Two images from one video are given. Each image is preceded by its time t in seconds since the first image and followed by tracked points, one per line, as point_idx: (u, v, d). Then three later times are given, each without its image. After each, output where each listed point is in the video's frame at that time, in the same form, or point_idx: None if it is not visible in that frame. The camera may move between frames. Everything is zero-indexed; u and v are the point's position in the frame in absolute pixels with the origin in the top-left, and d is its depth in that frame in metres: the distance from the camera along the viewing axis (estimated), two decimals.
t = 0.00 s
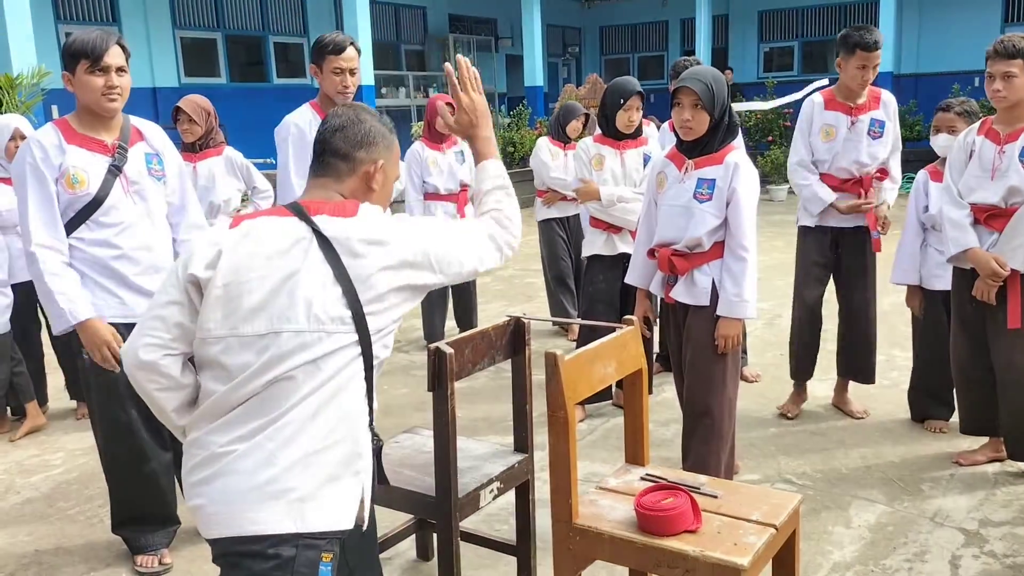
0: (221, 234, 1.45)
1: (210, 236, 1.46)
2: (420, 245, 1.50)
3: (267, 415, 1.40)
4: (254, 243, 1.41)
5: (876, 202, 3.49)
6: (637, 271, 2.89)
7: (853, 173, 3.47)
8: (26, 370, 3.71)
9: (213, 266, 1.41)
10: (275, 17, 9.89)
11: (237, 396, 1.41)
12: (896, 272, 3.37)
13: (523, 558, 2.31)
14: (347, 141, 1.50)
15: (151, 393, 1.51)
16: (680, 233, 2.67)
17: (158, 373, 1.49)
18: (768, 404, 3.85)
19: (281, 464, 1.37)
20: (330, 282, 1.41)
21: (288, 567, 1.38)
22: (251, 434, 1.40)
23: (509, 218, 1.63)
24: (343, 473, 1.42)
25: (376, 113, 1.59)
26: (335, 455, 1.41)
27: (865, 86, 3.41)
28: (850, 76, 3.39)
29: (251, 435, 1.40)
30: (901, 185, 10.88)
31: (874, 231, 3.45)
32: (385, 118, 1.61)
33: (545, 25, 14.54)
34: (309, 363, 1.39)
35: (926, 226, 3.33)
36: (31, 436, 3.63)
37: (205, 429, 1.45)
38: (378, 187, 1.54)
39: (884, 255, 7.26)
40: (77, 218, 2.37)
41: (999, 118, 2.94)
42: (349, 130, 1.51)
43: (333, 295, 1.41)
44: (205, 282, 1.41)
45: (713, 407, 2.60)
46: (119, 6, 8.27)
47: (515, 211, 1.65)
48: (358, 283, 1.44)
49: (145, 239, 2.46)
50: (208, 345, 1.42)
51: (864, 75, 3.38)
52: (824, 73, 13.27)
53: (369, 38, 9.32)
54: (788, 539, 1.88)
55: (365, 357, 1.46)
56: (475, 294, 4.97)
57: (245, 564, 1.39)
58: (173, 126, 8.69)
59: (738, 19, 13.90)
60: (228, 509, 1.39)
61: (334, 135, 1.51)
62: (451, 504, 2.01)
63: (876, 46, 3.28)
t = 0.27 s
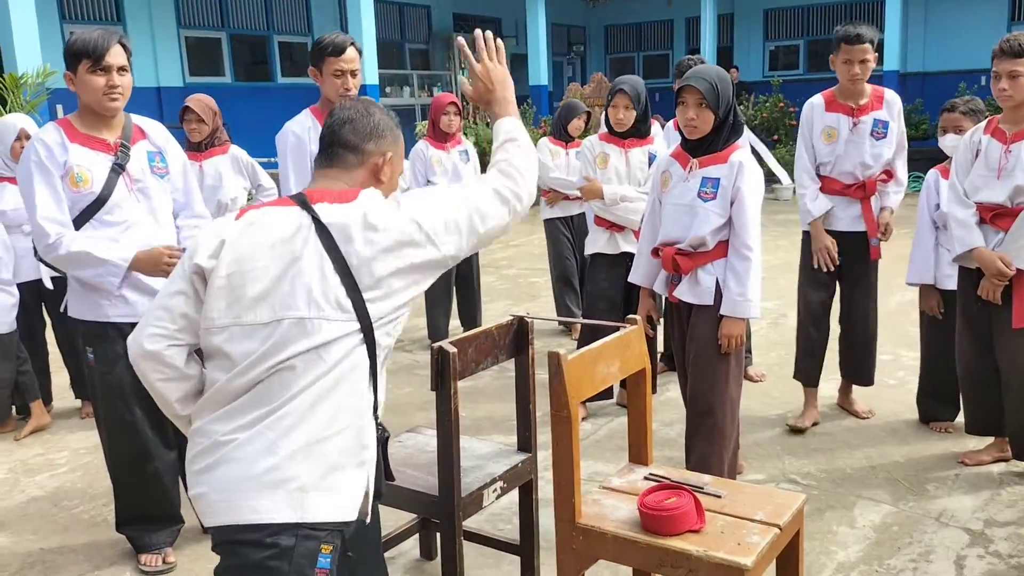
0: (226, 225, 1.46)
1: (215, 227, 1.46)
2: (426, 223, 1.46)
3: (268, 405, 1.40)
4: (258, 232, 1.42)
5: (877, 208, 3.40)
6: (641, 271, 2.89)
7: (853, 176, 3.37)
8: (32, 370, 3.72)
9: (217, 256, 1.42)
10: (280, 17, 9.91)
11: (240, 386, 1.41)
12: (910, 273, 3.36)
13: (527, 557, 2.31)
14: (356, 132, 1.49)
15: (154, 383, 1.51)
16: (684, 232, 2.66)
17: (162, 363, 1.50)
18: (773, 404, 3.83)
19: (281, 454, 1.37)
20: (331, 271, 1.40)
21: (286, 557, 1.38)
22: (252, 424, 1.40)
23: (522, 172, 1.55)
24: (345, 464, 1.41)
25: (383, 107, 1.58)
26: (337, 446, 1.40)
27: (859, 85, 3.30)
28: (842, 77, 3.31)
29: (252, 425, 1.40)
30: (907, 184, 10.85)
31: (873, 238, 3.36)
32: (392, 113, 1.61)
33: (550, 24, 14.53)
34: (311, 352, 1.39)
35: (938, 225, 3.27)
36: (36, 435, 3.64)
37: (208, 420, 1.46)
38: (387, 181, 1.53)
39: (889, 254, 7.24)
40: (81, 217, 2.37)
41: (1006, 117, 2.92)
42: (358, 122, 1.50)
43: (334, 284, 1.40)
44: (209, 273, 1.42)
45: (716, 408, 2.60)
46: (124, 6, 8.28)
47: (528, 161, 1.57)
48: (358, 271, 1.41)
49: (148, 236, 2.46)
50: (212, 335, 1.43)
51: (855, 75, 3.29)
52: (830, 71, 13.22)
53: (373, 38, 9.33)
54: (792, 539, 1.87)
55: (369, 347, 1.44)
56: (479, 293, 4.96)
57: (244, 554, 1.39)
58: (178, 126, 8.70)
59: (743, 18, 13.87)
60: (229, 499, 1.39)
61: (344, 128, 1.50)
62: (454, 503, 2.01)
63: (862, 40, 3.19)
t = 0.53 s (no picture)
0: (217, 226, 1.47)
1: (209, 227, 1.48)
2: (362, 183, 1.37)
3: (258, 403, 1.40)
4: (240, 231, 1.42)
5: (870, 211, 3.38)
6: (644, 270, 2.90)
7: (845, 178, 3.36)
8: (41, 372, 3.74)
9: (205, 256, 1.43)
10: (284, 19, 9.94)
11: (229, 383, 1.42)
12: (909, 273, 3.37)
13: (528, 556, 2.32)
14: (350, 119, 1.47)
15: (157, 381, 1.53)
16: (686, 232, 2.67)
17: (164, 362, 1.51)
18: (776, 404, 3.83)
19: (268, 450, 1.38)
20: (301, 264, 1.38)
21: (276, 553, 1.39)
22: (242, 422, 1.41)
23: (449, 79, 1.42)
24: (333, 456, 1.41)
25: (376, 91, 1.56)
26: (322, 439, 1.39)
27: (840, 78, 3.29)
28: (824, 74, 3.32)
29: (243, 423, 1.41)
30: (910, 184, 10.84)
31: (863, 242, 3.36)
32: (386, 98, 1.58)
33: (553, 25, 14.55)
34: (290, 347, 1.38)
35: (938, 225, 3.30)
36: (42, 436, 3.65)
37: (208, 417, 1.47)
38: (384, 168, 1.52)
39: (893, 255, 7.24)
40: (87, 217, 2.40)
41: (1007, 118, 2.93)
42: (351, 107, 1.47)
43: (304, 276, 1.38)
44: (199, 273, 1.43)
45: (717, 408, 2.60)
46: (129, 8, 8.31)
47: (452, 61, 1.43)
48: (321, 258, 1.37)
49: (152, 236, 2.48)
50: (204, 334, 1.43)
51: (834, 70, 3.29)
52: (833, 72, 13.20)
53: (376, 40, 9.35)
54: (793, 539, 1.88)
55: (351, 338, 1.42)
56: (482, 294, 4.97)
57: (238, 549, 1.41)
58: (182, 128, 8.72)
59: (747, 18, 13.87)
60: (225, 496, 1.40)
61: (338, 115, 1.47)
62: (457, 503, 2.02)
63: (833, 31, 3.22)
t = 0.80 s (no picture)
0: (212, 229, 1.48)
1: (205, 232, 1.49)
2: (358, 184, 1.35)
3: (257, 404, 1.42)
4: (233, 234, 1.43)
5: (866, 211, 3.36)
6: (645, 272, 2.90)
7: (837, 181, 3.34)
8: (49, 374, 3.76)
9: (202, 261, 1.44)
10: (287, 21, 9.97)
11: (228, 385, 1.43)
12: (909, 275, 3.38)
13: (530, 557, 2.33)
14: (338, 116, 1.48)
15: (160, 386, 1.55)
16: (686, 233, 2.68)
17: (164, 367, 1.53)
18: (777, 405, 3.84)
19: (267, 450, 1.39)
20: (294, 265, 1.38)
21: (281, 552, 1.39)
22: (241, 424, 1.42)
23: (450, 82, 1.40)
24: (332, 456, 1.42)
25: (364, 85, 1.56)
26: (319, 439, 1.40)
27: (830, 79, 3.24)
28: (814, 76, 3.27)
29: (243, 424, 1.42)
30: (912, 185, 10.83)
31: (857, 245, 3.31)
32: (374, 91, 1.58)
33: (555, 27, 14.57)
34: (285, 348, 1.39)
35: (938, 226, 3.32)
36: (47, 437, 3.67)
37: (209, 418, 1.48)
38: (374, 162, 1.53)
39: (896, 255, 7.24)
40: (90, 221, 2.41)
41: (1008, 119, 2.93)
42: (337, 106, 1.48)
43: (296, 277, 1.38)
44: (195, 277, 1.44)
45: (717, 410, 2.61)
46: (133, 11, 8.33)
47: (450, 62, 1.41)
48: (313, 259, 1.38)
49: (156, 240, 2.49)
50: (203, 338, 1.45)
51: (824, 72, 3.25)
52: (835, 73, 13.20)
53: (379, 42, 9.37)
54: (793, 540, 1.88)
55: (344, 338, 1.43)
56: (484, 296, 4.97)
57: (242, 548, 1.41)
58: (185, 130, 8.74)
59: (748, 20, 13.88)
60: (226, 496, 1.41)
61: (324, 113, 1.48)
62: (458, 503, 2.03)
63: (821, 33, 3.19)
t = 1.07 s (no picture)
0: (217, 233, 1.48)
1: (207, 235, 1.50)
2: (402, 211, 1.43)
3: (264, 406, 1.42)
4: (243, 238, 1.44)
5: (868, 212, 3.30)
6: (645, 273, 2.91)
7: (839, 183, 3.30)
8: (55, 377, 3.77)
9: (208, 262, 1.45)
10: (288, 24, 9.99)
11: (234, 388, 1.43)
12: (909, 276, 3.38)
13: (531, 558, 2.33)
14: (342, 128, 1.48)
15: (156, 389, 1.55)
16: (685, 234, 2.69)
17: (162, 369, 1.53)
18: (778, 406, 3.84)
19: (275, 453, 1.40)
20: (314, 271, 1.40)
21: (288, 553, 1.40)
22: (248, 426, 1.43)
23: (503, 149, 1.52)
24: (341, 460, 1.43)
25: (369, 99, 1.56)
26: (329, 442, 1.41)
27: (833, 82, 3.19)
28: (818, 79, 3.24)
29: (248, 427, 1.42)
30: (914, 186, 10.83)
31: (860, 247, 3.25)
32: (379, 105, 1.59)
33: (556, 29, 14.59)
34: (298, 352, 1.40)
35: (938, 227, 3.32)
36: (49, 439, 3.67)
37: (210, 421, 1.48)
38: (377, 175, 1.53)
39: (897, 257, 7.24)
40: (87, 225, 2.42)
41: (1008, 121, 2.93)
42: (343, 117, 1.49)
43: (315, 282, 1.40)
44: (200, 279, 1.44)
45: (717, 412, 2.61)
46: (135, 14, 8.35)
47: (505, 133, 1.54)
48: (338, 267, 1.40)
49: (152, 244, 2.50)
50: (205, 339, 1.45)
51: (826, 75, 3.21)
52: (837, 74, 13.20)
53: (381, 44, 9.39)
54: (793, 541, 1.89)
55: (354, 344, 1.44)
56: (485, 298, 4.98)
57: (248, 550, 1.42)
58: (187, 132, 8.75)
59: (750, 22, 13.89)
60: (231, 499, 1.41)
61: (329, 125, 1.48)
62: (459, 504, 2.03)
63: (824, 35, 3.15)
